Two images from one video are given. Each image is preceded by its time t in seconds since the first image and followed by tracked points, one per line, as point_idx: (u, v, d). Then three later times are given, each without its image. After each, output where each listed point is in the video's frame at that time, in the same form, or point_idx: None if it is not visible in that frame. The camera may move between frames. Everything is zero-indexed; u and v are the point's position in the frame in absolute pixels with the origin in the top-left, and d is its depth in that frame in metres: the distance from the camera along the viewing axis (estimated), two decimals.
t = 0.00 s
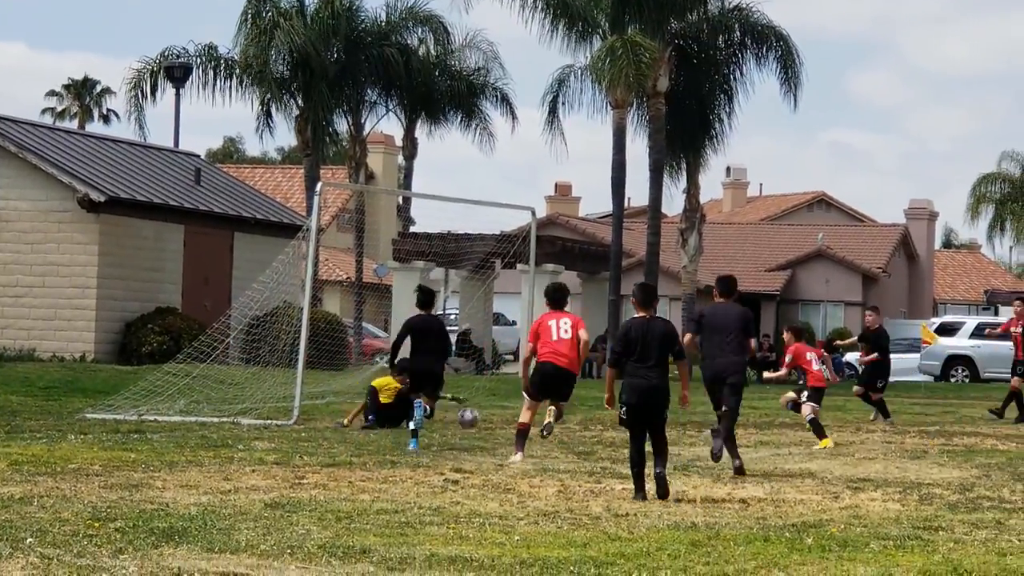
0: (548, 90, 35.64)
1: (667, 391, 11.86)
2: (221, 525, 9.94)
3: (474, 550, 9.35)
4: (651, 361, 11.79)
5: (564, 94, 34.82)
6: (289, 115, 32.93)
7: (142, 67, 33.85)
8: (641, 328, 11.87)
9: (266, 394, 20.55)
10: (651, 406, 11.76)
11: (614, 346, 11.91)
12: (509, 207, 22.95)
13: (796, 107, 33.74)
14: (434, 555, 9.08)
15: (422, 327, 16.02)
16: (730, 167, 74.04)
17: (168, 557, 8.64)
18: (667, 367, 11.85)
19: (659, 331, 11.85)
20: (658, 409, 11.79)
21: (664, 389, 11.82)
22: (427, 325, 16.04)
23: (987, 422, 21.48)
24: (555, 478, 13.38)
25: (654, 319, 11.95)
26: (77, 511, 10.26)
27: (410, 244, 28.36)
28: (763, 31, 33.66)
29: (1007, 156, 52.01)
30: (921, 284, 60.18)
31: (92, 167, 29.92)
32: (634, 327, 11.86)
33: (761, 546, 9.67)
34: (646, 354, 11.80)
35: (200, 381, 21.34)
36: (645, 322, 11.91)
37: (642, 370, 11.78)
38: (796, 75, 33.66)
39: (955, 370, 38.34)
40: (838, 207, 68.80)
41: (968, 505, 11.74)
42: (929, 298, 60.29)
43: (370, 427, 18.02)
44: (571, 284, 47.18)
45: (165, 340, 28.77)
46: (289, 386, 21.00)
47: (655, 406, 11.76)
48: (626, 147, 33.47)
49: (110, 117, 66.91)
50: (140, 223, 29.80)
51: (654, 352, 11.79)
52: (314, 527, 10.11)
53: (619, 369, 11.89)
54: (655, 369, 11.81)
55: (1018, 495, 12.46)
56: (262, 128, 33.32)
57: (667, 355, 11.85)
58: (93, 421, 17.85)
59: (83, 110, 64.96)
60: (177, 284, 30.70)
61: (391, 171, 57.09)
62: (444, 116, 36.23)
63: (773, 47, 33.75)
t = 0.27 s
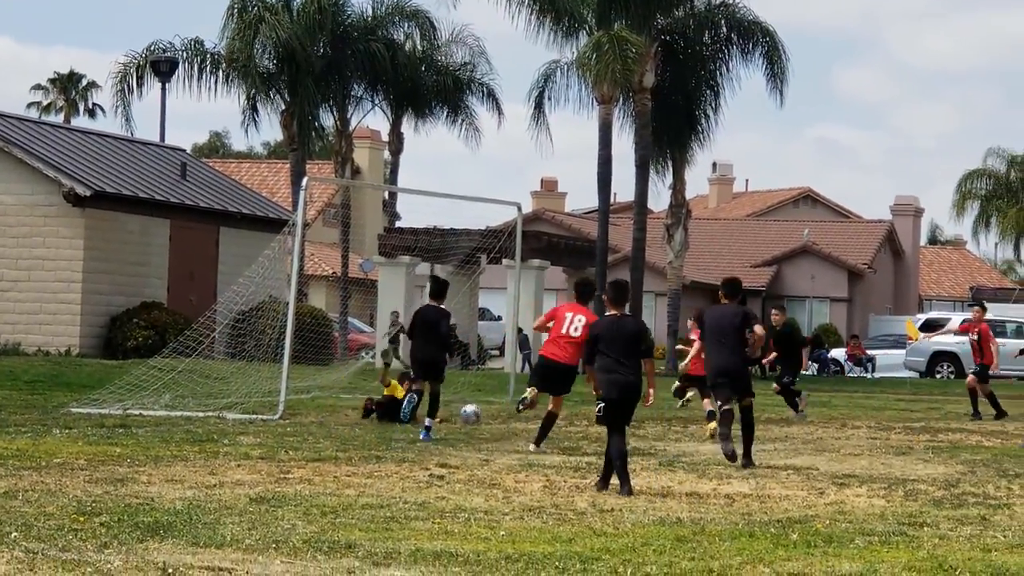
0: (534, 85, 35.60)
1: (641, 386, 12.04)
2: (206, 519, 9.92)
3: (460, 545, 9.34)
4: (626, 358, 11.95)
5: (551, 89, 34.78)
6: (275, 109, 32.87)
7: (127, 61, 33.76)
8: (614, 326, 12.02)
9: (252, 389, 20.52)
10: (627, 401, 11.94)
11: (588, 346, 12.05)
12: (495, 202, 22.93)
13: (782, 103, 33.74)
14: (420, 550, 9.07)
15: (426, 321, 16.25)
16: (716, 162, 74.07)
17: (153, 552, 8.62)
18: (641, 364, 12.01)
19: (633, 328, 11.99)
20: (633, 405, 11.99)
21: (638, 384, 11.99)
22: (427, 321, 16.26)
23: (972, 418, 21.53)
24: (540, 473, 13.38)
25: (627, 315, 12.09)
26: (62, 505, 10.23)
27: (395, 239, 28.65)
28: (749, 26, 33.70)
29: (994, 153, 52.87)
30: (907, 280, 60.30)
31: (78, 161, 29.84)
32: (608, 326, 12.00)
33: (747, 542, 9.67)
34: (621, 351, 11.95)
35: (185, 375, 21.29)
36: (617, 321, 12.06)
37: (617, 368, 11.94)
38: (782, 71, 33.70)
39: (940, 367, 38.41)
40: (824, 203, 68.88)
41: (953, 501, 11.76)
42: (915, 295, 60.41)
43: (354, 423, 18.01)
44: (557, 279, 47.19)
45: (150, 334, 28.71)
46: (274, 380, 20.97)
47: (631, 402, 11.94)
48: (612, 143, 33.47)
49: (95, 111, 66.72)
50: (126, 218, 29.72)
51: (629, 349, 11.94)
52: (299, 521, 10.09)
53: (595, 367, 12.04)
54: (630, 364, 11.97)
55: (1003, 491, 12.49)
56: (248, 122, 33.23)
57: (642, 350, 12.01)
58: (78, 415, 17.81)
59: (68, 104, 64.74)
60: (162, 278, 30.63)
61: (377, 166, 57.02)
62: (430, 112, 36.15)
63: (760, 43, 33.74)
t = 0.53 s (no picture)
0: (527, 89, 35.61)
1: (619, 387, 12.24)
2: (198, 523, 9.91)
3: (452, 550, 9.35)
4: (604, 360, 12.14)
5: (544, 93, 34.80)
6: (269, 112, 32.87)
7: (122, 64, 33.74)
8: (592, 328, 12.19)
9: (244, 393, 20.50)
10: (604, 402, 12.14)
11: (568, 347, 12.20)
12: (489, 207, 22.92)
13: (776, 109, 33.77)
14: (412, 555, 9.07)
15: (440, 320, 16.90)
16: (709, 168, 74.12)
17: (144, 556, 8.61)
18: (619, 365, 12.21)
19: (610, 331, 12.19)
20: (611, 406, 12.17)
21: (615, 386, 12.19)
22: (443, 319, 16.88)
23: (965, 425, 21.55)
24: (533, 478, 13.38)
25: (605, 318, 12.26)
26: (54, 509, 10.21)
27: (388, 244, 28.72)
28: (743, 31, 33.75)
29: (988, 159, 52.98)
30: (899, 286, 60.43)
31: (71, 164, 29.81)
32: (588, 328, 12.17)
33: (739, 548, 9.68)
34: (598, 354, 12.13)
35: (178, 378, 21.26)
36: (596, 323, 12.23)
37: (595, 370, 12.12)
38: (776, 76, 33.73)
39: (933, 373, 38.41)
40: (817, 209, 68.95)
41: (945, 508, 11.77)
42: (906, 300, 60.55)
43: (346, 428, 18.00)
44: (549, 285, 47.20)
45: (143, 337, 28.68)
46: (267, 384, 20.97)
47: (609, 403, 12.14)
48: (606, 148, 33.47)
49: (89, 113, 66.67)
50: (119, 221, 29.69)
51: (607, 351, 12.13)
52: (291, 526, 10.08)
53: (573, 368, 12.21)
54: (607, 366, 12.16)
55: (994, 498, 12.50)
56: (242, 125, 33.21)
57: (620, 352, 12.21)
58: (70, 418, 17.78)
59: (62, 106, 64.69)
60: (155, 281, 30.60)
61: (371, 169, 57.03)
62: (423, 115, 36.19)
63: (754, 49, 33.80)
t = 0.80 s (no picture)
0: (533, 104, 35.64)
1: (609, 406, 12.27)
2: (203, 537, 9.90)
3: (457, 566, 9.33)
4: (591, 378, 12.19)
5: (549, 108, 34.85)
6: (274, 127, 32.94)
7: (128, 77, 33.82)
8: (581, 346, 12.27)
9: (249, 408, 20.51)
10: (593, 420, 12.18)
11: (557, 364, 12.30)
12: (494, 221, 22.96)
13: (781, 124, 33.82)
14: (417, 570, 9.06)
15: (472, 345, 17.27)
16: (714, 183, 74.16)
17: (149, 571, 8.60)
18: (608, 384, 12.24)
19: (599, 349, 12.24)
20: (600, 424, 12.22)
21: (605, 404, 12.24)
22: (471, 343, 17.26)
23: (971, 441, 21.54)
24: (537, 494, 13.38)
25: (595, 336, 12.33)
26: (59, 523, 10.21)
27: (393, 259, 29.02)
28: (748, 47, 33.79)
29: (994, 176, 52.92)
30: (906, 302, 60.29)
31: (77, 178, 29.87)
32: (576, 346, 12.25)
33: (744, 565, 9.67)
34: (586, 372, 12.20)
35: (183, 393, 21.27)
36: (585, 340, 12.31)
37: (583, 388, 12.19)
38: (781, 92, 33.76)
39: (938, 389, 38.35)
40: (822, 224, 68.95)
41: (951, 524, 11.75)
42: (913, 316, 60.40)
43: (351, 443, 18.00)
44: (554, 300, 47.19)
45: (149, 352, 28.70)
46: (272, 399, 20.97)
47: (597, 421, 12.18)
48: (611, 163, 33.51)
49: (95, 128, 66.75)
50: (125, 235, 29.73)
51: (595, 370, 12.19)
52: (295, 541, 10.08)
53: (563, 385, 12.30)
54: (596, 384, 12.21)
55: (1000, 514, 12.49)
56: (247, 139, 33.27)
57: (609, 370, 12.25)
58: (75, 433, 17.79)
59: (69, 121, 64.78)
60: (160, 296, 30.63)
61: (376, 184, 57.08)
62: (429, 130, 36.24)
63: (758, 63, 33.88)
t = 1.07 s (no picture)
0: (536, 118, 35.67)
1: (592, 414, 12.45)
2: (205, 552, 9.91)
3: None
4: (574, 386, 12.37)
5: (552, 123, 34.88)
6: (277, 141, 32.98)
7: (131, 92, 33.88)
8: (564, 355, 12.41)
9: (251, 422, 20.52)
10: (577, 427, 12.38)
11: (540, 374, 12.46)
12: (496, 235, 22.92)
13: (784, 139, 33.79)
14: None
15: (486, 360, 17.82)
16: (717, 199, 74.22)
17: None
18: (590, 392, 12.43)
19: (581, 359, 12.39)
20: (584, 431, 12.41)
21: (589, 411, 12.42)
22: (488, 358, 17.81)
23: (973, 457, 21.53)
24: (539, 508, 13.38)
25: (576, 345, 12.50)
26: (61, 537, 10.22)
27: (395, 272, 28.71)
28: (751, 63, 33.77)
29: (995, 191, 52.99)
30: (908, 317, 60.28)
31: (80, 192, 29.91)
32: (558, 356, 12.40)
33: None
34: (568, 381, 12.37)
35: (185, 408, 21.28)
36: (567, 350, 12.45)
37: (565, 396, 12.38)
38: (783, 107, 33.77)
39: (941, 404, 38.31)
40: (825, 240, 68.95)
41: (954, 539, 11.75)
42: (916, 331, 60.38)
43: (353, 457, 18.00)
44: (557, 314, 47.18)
45: (151, 366, 28.72)
46: (274, 414, 20.99)
47: (581, 429, 12.37)
48: (613, 177, 33.52)
49: (98, 142, 66.84)
50: (127, 249, 29.76)
51: (577, 379, 12.36)
52: (298, 555, 10.08)
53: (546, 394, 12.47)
54: (579, 392, 12.40)
55: (1002, 530, 12.48)
56: (250, 154, 33.31)
57: (591, 378, 12.42)
58: (77, 448, 17.78)
59: (71, 135, 64.87)
60: (163, 310, 30.65)
61: (378, 199, 57.14)
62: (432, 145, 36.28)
63: (761, 79, 33.84)
